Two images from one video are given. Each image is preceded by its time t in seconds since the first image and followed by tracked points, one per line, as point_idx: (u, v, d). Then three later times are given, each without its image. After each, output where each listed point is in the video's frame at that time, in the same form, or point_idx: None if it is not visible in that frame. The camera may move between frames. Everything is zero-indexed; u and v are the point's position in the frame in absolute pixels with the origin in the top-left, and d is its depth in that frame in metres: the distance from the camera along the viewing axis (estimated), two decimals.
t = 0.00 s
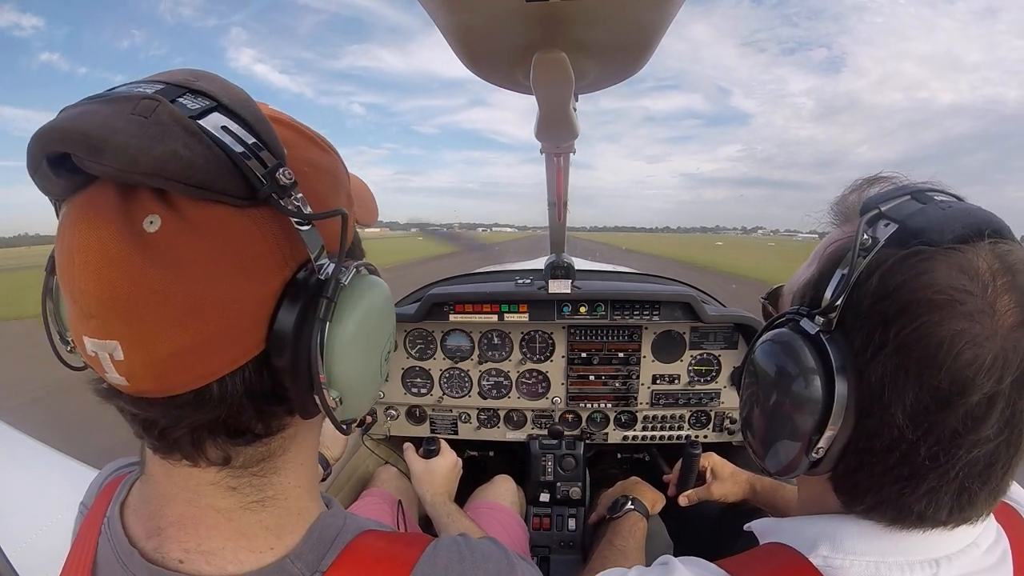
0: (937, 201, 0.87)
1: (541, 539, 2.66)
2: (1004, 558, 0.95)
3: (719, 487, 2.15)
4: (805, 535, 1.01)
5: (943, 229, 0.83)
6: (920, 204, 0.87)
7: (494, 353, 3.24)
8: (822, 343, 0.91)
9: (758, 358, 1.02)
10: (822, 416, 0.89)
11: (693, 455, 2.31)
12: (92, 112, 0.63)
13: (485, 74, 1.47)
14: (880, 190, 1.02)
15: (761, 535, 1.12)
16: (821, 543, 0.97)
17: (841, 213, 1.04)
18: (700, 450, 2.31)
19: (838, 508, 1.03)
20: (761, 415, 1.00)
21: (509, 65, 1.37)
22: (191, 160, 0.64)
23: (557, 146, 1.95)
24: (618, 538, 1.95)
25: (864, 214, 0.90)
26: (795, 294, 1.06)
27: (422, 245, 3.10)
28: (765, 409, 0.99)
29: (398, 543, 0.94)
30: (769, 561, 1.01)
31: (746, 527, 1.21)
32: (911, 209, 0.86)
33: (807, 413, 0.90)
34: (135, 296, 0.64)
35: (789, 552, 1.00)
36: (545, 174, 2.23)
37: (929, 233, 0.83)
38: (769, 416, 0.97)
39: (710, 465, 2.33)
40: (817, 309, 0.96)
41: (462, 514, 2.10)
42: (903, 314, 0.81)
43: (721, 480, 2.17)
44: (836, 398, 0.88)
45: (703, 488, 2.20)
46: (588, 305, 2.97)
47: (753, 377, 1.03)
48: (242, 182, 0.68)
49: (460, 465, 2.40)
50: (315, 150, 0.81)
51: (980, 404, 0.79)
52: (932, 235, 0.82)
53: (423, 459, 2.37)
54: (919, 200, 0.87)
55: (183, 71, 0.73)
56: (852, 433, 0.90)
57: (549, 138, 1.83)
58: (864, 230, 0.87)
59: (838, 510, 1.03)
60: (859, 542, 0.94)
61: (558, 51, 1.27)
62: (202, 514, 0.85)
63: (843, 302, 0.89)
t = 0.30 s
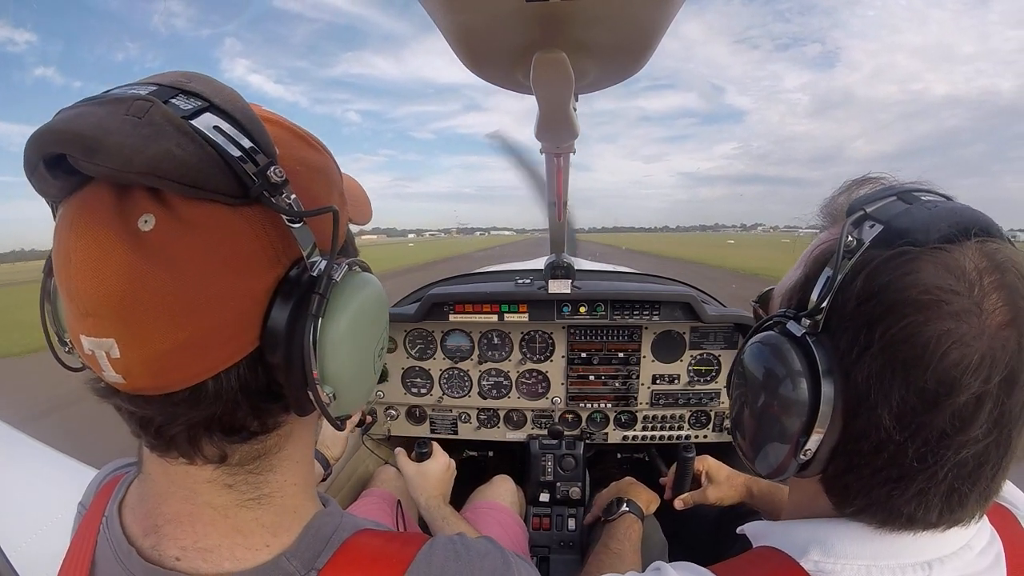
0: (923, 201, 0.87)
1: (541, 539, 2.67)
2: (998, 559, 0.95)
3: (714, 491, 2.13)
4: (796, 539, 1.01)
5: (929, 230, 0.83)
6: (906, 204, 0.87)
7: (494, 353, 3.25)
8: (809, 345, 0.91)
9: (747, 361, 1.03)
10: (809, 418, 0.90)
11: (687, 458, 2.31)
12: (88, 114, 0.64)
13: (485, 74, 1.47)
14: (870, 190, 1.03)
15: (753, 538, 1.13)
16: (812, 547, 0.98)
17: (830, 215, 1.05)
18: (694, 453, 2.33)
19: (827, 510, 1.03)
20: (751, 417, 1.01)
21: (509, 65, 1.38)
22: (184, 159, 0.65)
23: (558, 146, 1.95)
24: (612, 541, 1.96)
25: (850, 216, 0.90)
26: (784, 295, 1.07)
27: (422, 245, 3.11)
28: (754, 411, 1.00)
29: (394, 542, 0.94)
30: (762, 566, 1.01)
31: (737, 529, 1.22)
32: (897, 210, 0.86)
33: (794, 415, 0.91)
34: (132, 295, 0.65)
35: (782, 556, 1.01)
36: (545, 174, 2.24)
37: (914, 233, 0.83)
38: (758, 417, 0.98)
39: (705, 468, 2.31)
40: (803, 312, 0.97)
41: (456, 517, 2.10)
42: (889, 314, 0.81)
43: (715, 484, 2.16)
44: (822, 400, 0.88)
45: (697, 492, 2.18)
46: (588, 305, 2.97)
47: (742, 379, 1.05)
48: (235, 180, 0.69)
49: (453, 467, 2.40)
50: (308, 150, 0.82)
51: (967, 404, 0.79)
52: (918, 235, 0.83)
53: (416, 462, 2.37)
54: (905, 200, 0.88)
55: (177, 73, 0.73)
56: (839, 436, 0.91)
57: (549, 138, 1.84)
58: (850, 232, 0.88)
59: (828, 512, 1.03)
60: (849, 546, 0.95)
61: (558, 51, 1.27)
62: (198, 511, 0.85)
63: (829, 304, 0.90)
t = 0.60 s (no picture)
0: (922, 200, 0.87)
1: (541, 539, 2.67)
2: (995, 558, 0.95)
3: (714, 492, 2.13)
4: (791, 538, 1.01)
5: (928, 231, 0.83)
6: (905, 203, 0.87)
7: (494, 353, 3.25)
8: (803, 345, 0.92)
9: (741, 360, 1.03)
10: (804, 418, 0.90)
11: (685, 458, 2.32)
12: (94, 113, 0.64)
13: (485, 74, 1.47)
14: (869, 188, 1.03)
15: (749, 537, 1.13)
16: (808, 547, 0.98)
17: (828, 211, 1.05)
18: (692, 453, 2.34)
19: (822, 509, 1.03)
20: (745, 416, 1.01)
21: (509, 65, 1.38)
22: (191, 158, 0.65)
23: (557, 146, 1.95)
24: (609, 540, 1.96)
25: (848, 216, 0.90)
26: (780, 294, 1.07)
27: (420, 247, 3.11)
28: (748, 410, 1.00)
29: (395, 540, 0.94)
30: (757, 564, 1.01)
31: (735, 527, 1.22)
32: (896, 209, 0.87)
33: (789, 414, 0.91)
34: (136, 294, 0.65)
35: (778, 555, 1.01)
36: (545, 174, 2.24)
37: (913, 235, 0.83)
38: (752, 417, 0.98)
39: (704, 468, 2.31)
40: (798, 312, 0.97)
41: (456, 517, 2.10)
42: (886, 317, 0.81)
43: (715, 485, 2.16)
44: (817, 401, 0.88)
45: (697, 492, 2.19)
46: (588, 305, 2.98)
47: (736, 378, 1.05)
48: (241, 179, 0.69)
49: (451, 467, 2.40)
50: (312, 150, 0.82)
51: (963, 410, 0.79)
52: (916, 237, 0.83)
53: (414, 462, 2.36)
54: (904, 200, 0.88)
55: (182, 72, 0.73)
56: (834, 437, 0.91)
57: (549, 138, 1.84)
58: (848, 232, 0.89)
59: (822, 511, 1.03)
60: (845, 546, 0.95)
61: (558, 51, 1.27)
62: (201, 510, 0.85)
63: (825, 305, 0.90)
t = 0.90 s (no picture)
0: (941, 200, 0.86)
1: (541, 539, 2.66)
2: (997, 560, 0.95)
3: (711, 492, 2.13)
4: (795, 538, 1.01)
5: (946, 231, 0.82)
6: (924, 202, 0.86)
7: (494, 353, 3.25)
8: (815, 342, 0.92)
9: (750, 358, 1.03)
10: (814, 415, 0.90)
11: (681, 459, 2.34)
12: (94, 111, 0.64)
13: (485, 74, 1.47)
14: (885, 183, 1.03)
15: (753, 537, 1.12)
16: (811, 547, 0.98)
17: (843, 205, 1.05)
18: (690, 454, 2.33)
19: (827, 509, 1.03)
20: (754, 414, 1.01)
21: (510, 65, 1.38)
22: (191, 157, 0.65)
23: (557, 146, 1.95)
24: (609, 540, 1.96)
25: (866, 212, 0.90)
26: (793, 289, 1.07)
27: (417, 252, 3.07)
28: (757, 408, 1.00)
29: (396, 540, 0.94)
30: (761, 564, 1.01)
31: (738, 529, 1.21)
32: (914, 208, 0.86)
33: (798, 411, 0.91)
34: (135, 292, 0.65)
35: (781, 555, 1.01)
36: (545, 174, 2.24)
37: (931, 235, 0.82)
38: (761, 414, 0.98)
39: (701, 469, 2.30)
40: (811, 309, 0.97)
41: (455, 517, 2.10)
42: (900, 319, 0.81)
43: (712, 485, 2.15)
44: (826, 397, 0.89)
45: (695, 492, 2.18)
46: (588, 305, 2.97)
47: (746, 376, 1.05)
48: (241, 179, 0.69)
49: (449, 466, 2.40)
50: (313, 149, 0.82)
51: (973, 416, 0.79)
52: (933, 237, 0.82)
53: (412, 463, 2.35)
54: (923, 198, 0.87)
55: (182, 71, 0.73)
56: (842, 437, 0.91)
57: (549, 138, 1.83)
58: (864, 229, 0.88)
59: (827, 510, 1.03)
60: (849, 546, 0.95)
61: (558, 51, 1.27)
62: (201, 510, 0.85)
63: (838, 302, 0.90)
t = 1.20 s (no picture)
0: (942, 200, 0.86)
1: (541, 539, 2.66)
2: (997, 560, 0.95)
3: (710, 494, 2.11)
4: (793, 540, 1.01)
5: (946, 231, 0.82)
6: (924, 202, 0.86)
7: (494, 353, 3.25)
8: (814, 342, 0.91)
9: (750, 356, 1.03)
10: (813, 415, 0.90)
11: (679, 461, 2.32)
12: (79, 114, 0.63)
13: (485, 74, 1.47)
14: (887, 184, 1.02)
15: (750, 540, 1.12)
16: (810, 549, 0.97)
17: (844, 206, 1.04)
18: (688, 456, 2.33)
19: (826, 511, 1.03)
20: (753, 414, 1.00)
21: (510, 65, 1.37)
22: (176, 160, 0.64)
23: (557, 146, 1.95)
24: (608, 542, 1.95)
25: (867, 212, 0.89)
26: (793, 289, 1.07)
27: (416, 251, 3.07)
28: (756, 408, 1.00)
29: (394, 539, 0.93)
30: (759, 567, 1.01)
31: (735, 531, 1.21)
32: (915, 208, 0.86)
33: (797, 411, 0.90)
34: (125, 297, 0.64)
35: (779, 558, 1.00)
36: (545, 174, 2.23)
37: (931, 234, 0.82)
38: (760, 414, 0.98)
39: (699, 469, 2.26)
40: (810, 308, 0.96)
41: (454, 516, 2.11)
42: (899, 319, 0.81)
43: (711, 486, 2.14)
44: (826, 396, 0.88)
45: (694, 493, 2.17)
46: (588, 305, 2.97)
47: (746, 376, 1.04)
48: (229, 181, 0.69)
49: (447, 467, 2.39)
50: (306, 149, 0.81)
51: (972, 415, 0.78)
52: (934, 237, 0.82)
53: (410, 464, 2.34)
54: (924, 198, 0.87)
55: (169, 71, 0.73)
56: (841, 438, 0.91)
57: (549, 138, 1.83)
58: (864, 228, 0.87)
59: (826, 512, 1.03)
60: (847, 548, 0.94)
61: (557, 51, 1.27)
62: (197, 512, 0.85)
63: (838, 301, 0.89)
